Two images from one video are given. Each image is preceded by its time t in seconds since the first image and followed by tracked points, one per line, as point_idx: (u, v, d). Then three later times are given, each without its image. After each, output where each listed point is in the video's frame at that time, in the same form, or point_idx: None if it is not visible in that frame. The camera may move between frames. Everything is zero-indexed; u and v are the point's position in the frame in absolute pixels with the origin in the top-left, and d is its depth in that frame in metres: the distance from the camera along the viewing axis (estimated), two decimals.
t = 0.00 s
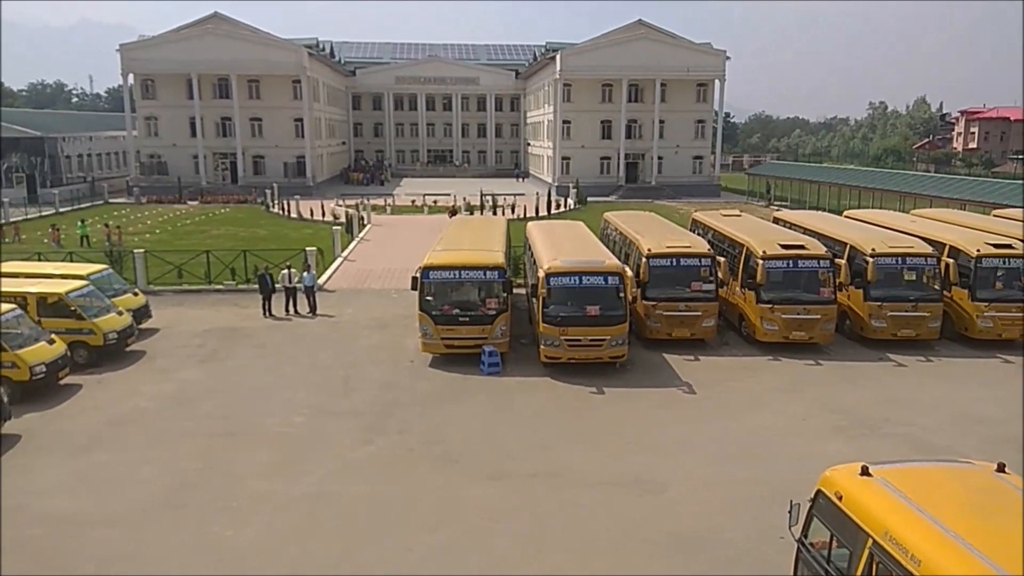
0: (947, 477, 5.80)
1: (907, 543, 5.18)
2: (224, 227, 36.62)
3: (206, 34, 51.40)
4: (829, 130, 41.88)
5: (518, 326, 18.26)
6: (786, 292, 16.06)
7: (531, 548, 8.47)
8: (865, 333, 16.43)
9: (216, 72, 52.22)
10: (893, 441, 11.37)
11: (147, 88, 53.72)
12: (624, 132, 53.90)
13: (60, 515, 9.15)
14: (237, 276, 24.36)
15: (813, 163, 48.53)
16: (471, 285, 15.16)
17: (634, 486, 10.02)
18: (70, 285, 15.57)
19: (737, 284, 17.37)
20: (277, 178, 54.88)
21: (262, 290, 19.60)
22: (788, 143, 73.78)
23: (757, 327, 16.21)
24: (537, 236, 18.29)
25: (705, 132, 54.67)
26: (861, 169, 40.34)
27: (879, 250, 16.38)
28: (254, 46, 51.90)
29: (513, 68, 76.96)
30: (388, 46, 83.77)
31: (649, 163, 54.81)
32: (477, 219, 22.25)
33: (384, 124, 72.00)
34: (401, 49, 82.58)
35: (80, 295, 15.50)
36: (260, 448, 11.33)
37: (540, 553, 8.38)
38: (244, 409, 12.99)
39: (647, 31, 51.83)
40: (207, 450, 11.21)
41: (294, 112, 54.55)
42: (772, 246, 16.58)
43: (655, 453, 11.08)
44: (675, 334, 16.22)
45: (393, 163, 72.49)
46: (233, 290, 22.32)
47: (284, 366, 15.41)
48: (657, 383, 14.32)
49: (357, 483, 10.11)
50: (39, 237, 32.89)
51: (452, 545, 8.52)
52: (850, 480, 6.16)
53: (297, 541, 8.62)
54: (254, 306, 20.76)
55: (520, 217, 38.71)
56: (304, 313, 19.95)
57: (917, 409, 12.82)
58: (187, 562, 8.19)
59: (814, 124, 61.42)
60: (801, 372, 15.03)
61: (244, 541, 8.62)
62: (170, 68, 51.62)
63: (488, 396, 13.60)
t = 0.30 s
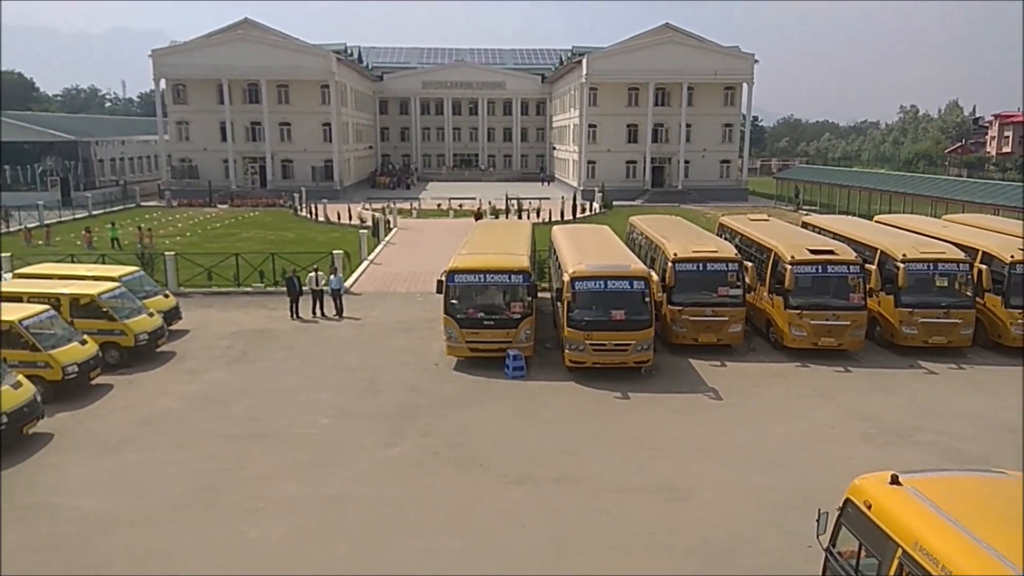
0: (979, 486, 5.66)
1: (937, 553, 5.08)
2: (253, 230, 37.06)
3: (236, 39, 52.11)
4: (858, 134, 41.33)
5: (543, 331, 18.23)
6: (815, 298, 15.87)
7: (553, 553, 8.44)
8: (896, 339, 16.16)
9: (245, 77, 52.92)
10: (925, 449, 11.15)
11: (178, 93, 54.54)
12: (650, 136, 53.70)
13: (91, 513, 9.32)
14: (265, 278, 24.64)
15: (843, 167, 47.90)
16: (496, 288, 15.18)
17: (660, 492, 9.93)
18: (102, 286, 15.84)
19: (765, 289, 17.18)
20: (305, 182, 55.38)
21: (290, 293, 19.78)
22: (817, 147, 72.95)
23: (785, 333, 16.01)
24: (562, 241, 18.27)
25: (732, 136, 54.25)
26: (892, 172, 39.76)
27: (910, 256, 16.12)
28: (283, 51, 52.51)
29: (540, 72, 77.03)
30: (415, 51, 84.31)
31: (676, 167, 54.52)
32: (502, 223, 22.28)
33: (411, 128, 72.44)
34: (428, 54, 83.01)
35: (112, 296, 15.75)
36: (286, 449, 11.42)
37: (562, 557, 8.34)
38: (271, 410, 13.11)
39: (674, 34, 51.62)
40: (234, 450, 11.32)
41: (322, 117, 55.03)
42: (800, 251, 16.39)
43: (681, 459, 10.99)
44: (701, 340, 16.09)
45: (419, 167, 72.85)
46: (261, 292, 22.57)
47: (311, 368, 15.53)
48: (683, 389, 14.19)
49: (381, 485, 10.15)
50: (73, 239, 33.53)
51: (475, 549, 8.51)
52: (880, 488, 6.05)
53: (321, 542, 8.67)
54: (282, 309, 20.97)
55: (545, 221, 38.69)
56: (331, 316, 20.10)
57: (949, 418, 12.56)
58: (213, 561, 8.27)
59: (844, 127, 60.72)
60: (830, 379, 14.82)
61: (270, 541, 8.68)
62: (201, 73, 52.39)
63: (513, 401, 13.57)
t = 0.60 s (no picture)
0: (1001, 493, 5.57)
1: (955, 559, 5.02)
2: (269, 232, 37.27)
3: (255, 42, 52.50)
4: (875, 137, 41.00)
5: (558, 333, 18.20)
6: (832, 301, 15.75)
7: (569, 556, 8.41)
8: (915, 343, 15.99)
9: (263, 81, 53.32)
10: (945, 454, 11.02)
11: (196, 96, 55.02)
12: (666, 138, 53.56)
13: (111, 512, 9.41)
14: (282, 280, 24.76)
15: (861, 170, 47.54)
16: (511, 290, 15.17)
17: (676, 496, 9.88)
18: (121, 287, 15.99)
19: (782, 292, 17.07)
20: (322, 184, 55.70)
21: (307, 294, 19.88)
22: (834, 149, 72.47)
23: (802, 336, 15.90)
24: (577, 243, 18.23)
25: (749, 138, 54.00)
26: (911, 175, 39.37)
27: (929, 259, 15.95)
28: (300, 54, 52.85)
29: (555, 75, 77.07)
30: (431, 54, 84.58)
31: (692, 170, 54.34)
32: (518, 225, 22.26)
33: (427, 131, 72.68)
34: (444, 56, 83.23)
35: (131, 297, 15.90)
36: (302, 450, 11.48)
37: (577, 560, 8.32)
38: (288, 411, 13.18)
39: (690, 36, 51.48)
40: (252, 451, 11.40)
41: (339, 120, 55.33)
42: (818, 254, 16.27)
43: (696, 463, 10.93)
44: (717, 343, 16.00)
45: (434, 170, 73.04)
46: (278, 294, 22.70)
47: (327, 370, 15.59)
48: (699, 392, 14.12)
49: (397, 487, 10.17)
50: (93, 241, 33.90)
51: (491, 551, 8.50)
52: (898, 493, 5.98)
53: (337, 543, 8.69)
54: (298, 310, 21.08)
55: (560, 224, 38.65)
56: (347, 318, 20.20)
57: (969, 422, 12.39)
58: (231, 561, 8.32)
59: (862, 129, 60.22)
60: (848, 384, 14.68)
61: (286, 542, 8.72)
62: (219, 77, 52.82)
63: (528, 403, 13.56)
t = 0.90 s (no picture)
0: None
1: (985, 566, 4.92)
2: (295, 230, 37.58)
3: (282, 42, 52.97)
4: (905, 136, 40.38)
5: (581, 333, 18.15)
6: (861, 303, 15.53)
7: (590, 557, 8.37)
8: (944, 346, 15.73)
9: (290, 80, 53.78)
10: (975, 459, 10.80)
11: (225, 95, 55.65)
12: (692, 138, 53.19)
13: (139, 506, 9.54)
14: (307, 278, 24.96)
15: (890, 169, 46.85)
16: (535, 290, 15.15)
17: (699, 498, 9.80)
18: (150, 284, 16.22)
19: (809, 293, 16.85)
20: (347, 184, 56.00)
21: (331, 293, 20.03)
22: (863, 148, 71.50)
23: (829, 337, 15.70)
24: (601, 243, 18.16)
25: (777, 137, 53.48)
26: (941, 175, 38.72)
27: (960, 260, 15.68)
28: (327, 54, 53.23)
29: (580, 73, 76.89)
30: (457, 53, 84.79)
31: (718, 169, 53.91)
32: (542, 224, 22.22)
33: (452, 130, 72.85)
34: (469, 56, 83.35)
35: (159, 294, 16.11)
36: (325, 446, 11.56)
37: (598, 561, 8.29)
38: (312, 407, 13.29)
39: (718, 34, 51.07)
40: (277, 447, 11.50)
41: (364, 119, 55.63)
42: (846, 254, 16.05)
43: (720, 465, 10.83)
44: (742, 344, 15.85)
45: (459, 169, 73.20)
46: (303, 292, 22.89)
47: (351, 367, 15.68)
48: (724, 394, 14.00)
49: (420, 485, 10.19)
50: (123, 238, 34.43)
51: (512, 551, 8.49)
52: (926, 498, 5.87)
53: (358, 541, 8.72)
54: (323, 308, 21.23)
55: (583, 223, 38.52)
56: (371, 316, 20.30)
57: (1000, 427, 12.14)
58: (255, 556, 8.39)
59: (892, 128, 59.35)
60: (876, 386, 14.47)
61: (309, 538, 8.78)
62: (247, 76, 53.37)
63: (550, 403, 13.53)
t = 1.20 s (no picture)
0: None
1: (989, 567, 4.93)
2: (299, 232, 37.68)
3: (286, 44, 53.14)
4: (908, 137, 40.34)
5: (584, 334, 18.18)
6: (864, 304, 15.54)
7: (593, 557, 8.40)
8: (947, 347, 15.72)
9: (293, 82, 53.90)
10: (978, 460, 10.81)
11: (229, 97, 55.82)
12: (695, 139, 53.19)
13: (144, 506, 9.59)
14: (311, 279, 25.03)
15: (894, 170, 46.78)
16: (537, 291, 15.18)
17: (702, 499, 9.83)
18: (154, 286, 16.27)
19: (812, 294, 16.86)
20: (350, 185, 56.03)
21: (335, 294, 20.08)
22: (866, 150, 71.47)
23: (832, 339, 15.70)
24: (604, 244, 18.19)
25: (780, 138, 53.47)
26: (945, 176, 38.68)
27: (963, 262, 15.68)
28: (331, 56, 53.37)
29: (583, 75, 76.94)
30: (460, 55, 84.90)
31: (721, 171, 53.89)
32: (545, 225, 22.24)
33: (455, 132, 72.92)
34: (473, 57, 83.45)
35: (164, 295, 16.18)
36: (329, 446, 11.60)
37: (602, 561, 8.32)
38: (315, 408, 13.34)
39: (721, 36, 51.11)
40: (280, 447, 11.54)
41: (368, 121, 55.72)
42: (849, 255, 16.06)
43: (722, 466, 10.85)
44: (745, 345, 15.87)
45: (462, 170, 73.25)
46: (307, 293, 22.95)
47: (354, 368, 15.72)
48: (726, 395, 14.01)
49: (423, 485, 10.22)
50: (128, 239, 34.57)
51: (515, 551, 8.52)
52: (929, 499, 5.90)
53: (362, 540, 8.76)
54: (326, 309, 21.28)
55: (587, 225, 38.56)
56: (375, 316, 20.36)
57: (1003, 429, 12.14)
58: (258, 555, 8.43)
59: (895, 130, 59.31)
60: (879, 387, 14.48)
61: (314, 538, 8.82)
62: (251, 78, 53.53)
63: (553, 403, 13.56)
